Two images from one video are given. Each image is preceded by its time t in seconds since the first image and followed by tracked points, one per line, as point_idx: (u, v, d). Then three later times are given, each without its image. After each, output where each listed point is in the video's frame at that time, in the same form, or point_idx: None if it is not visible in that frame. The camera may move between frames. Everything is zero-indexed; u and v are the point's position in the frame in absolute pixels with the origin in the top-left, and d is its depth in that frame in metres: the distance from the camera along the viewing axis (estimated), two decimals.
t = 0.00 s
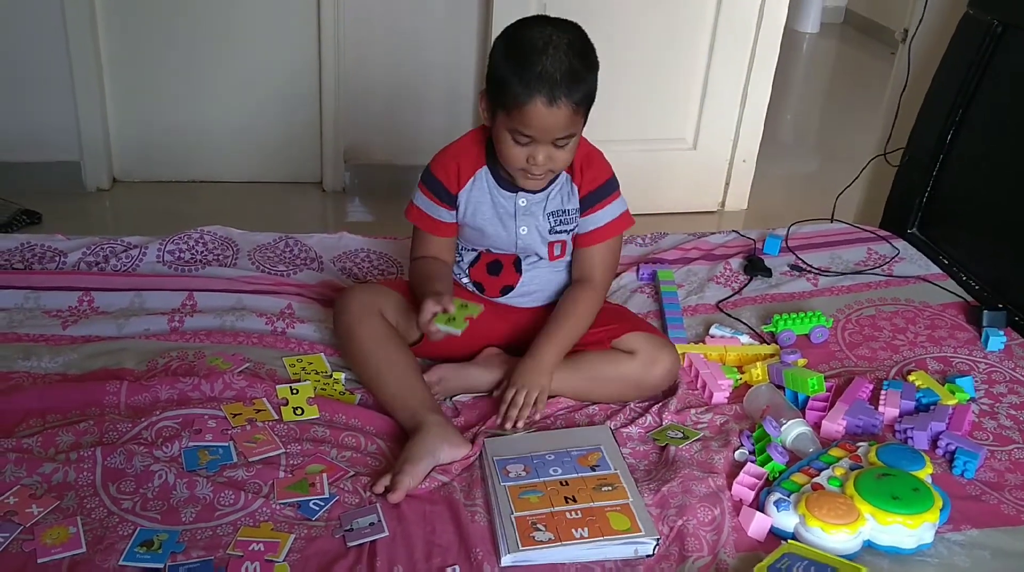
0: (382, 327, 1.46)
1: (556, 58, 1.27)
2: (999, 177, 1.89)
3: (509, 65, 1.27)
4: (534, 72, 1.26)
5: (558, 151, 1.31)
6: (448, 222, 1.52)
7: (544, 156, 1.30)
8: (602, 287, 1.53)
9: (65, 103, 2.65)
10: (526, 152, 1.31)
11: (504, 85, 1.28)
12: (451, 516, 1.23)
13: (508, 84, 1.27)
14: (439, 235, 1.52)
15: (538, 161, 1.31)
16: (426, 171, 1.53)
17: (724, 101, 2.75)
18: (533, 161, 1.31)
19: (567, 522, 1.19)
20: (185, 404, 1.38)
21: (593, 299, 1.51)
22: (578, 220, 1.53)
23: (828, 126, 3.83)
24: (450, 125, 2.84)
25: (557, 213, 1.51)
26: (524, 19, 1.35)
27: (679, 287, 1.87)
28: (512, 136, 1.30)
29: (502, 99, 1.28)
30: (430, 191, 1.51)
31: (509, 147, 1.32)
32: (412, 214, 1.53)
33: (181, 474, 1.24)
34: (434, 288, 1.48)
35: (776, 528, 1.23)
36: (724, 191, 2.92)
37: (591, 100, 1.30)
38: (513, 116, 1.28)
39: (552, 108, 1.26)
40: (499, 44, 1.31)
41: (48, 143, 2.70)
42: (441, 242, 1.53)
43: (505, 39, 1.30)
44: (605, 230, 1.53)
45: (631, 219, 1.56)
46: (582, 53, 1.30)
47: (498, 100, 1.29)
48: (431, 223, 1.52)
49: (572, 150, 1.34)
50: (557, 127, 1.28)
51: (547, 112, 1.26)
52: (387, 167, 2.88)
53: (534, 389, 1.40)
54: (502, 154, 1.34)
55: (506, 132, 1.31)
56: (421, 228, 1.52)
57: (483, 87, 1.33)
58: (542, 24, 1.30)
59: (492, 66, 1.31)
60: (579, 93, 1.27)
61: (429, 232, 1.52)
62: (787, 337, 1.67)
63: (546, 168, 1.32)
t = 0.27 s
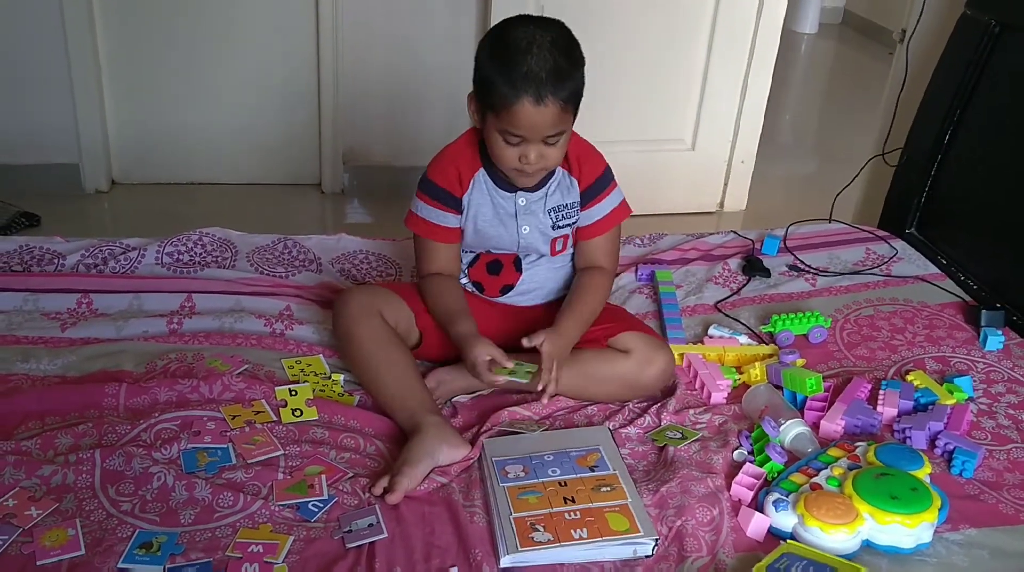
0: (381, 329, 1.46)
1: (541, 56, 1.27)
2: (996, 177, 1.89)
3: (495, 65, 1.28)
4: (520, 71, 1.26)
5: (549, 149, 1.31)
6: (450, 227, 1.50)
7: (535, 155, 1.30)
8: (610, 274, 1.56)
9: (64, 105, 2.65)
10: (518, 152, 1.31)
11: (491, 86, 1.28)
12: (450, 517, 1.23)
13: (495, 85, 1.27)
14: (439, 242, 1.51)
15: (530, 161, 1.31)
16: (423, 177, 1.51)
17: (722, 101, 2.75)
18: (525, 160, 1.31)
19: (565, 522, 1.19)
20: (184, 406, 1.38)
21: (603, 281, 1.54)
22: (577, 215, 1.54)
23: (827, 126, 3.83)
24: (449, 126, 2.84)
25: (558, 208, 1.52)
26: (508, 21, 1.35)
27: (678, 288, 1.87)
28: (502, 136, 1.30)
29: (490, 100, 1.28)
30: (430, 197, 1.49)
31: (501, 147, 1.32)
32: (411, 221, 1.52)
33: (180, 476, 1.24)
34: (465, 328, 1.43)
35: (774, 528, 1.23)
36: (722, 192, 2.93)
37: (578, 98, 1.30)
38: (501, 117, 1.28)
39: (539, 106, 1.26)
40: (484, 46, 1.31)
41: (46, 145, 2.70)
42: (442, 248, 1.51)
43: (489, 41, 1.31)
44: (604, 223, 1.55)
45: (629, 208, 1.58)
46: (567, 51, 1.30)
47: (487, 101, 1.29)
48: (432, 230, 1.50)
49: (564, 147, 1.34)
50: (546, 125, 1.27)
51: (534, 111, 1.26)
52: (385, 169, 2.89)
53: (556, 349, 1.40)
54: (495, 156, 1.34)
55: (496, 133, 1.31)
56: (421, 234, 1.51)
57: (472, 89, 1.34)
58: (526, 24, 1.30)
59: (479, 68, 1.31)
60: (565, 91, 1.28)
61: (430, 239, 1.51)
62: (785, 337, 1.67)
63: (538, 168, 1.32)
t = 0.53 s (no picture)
0: (381, 329, 1.46)
1: (543, 57, 1.27)
2: (993, 177, 1.90)
3: (497, 66, 1.28)
4: (521, 72, 1.26)
5: (550, 150, 1.31)
6: (452, 227, 1.50)
7: (536, 155, 1.30)
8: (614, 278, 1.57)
9: (61, 107, 2.65)
10: (519, 152, 1.31)
11: (492, 86, 1.28)
12: (448, 518, 1.23)
13: (497, 86, 1.28)
14: (440, 241, 1.51)
15: (531, 161, 1.31)
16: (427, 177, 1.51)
17: (720, 102, 2.75)
18: (526, 160, 1.31)
19: (563, 523, 1.19)
20: (182, 408, 1.38)
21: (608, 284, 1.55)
22: (582, 220, 1.54)
23: (824, 127, 3.83)
24: (447, 128, 2.84)
25: (562, 212, 1.52)
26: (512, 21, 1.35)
27: (676, 288, 1.87)
28: (504, 137, 1.30)
29: (492, 100, 1.29)
30: (433, 197, 1.49)
31: (502, 148, 1.32)
32: (414, 221, 1.52)
33: (178, 478, 1.24)
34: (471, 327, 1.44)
35: (772, 528, 1.23)
36: (720, 192, 2.93)
37: (580, 98, 1.30)
38: (503, 117, 1.28)
39: (541, 107, 1.26)
40: (487, 47, 1.32)
41: (44, 148, 2.70)
42: (444, 248, 1.51)
43: (492, 42, 1.31)
44: (608, 230, 1.56)
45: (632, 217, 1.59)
46: (569, 51, 1.30)
47: (488, 101, 1.30)
48: (434, 229, 1.50)
49: (566, 148, 1.34)
50: (547, 125, 1.28)
51: (535, 112, 1.26)
52: (383, 170, 2.89)
53: (580, 344, 1.42)
54: (497, 156, 1.35)
55: (498, 133, 1.31)
56: (423, 234, 1.51)
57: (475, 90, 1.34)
58: (528, 24, 1.30)
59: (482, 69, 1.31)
60: (567, 92, 1.28)
61: (431, 238, 1.51)
62: (783, 337, 1.67)
63: (540, 168, 1.32)
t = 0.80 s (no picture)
0: (380, 328, 1.46)
1: (560, 53, 1.27)
2: (991, 175, 1.90)
3: (514, 64, 1.28)
4: (540, 68, 1.26)
5: (569, 145, 1.31)
6: (463, 231, 1.47)
7: (556, 151, 1.30)
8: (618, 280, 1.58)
9: (60, 107, 2.65)
10: (539, 150, 1.31)
11: (511, 84, 1.28)
12: (447, 517, 1.23)
13: (515, 84, 1.27)
14: (451, 247, 1.48)
15: (551, 157, 1.31)
16: (435, 181, 1.49)
17: (719, 100, 2.75)
18: (546, 157, 1.31)
19: (561, 521, 1.20)
20: (180, 407, 1.38)
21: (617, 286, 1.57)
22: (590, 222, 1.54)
23: (823, 125, 3.83)
24: (445, 127, 2.84)
25: (571, 213, 1.51)
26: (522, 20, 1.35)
27: (674, 287, 1.87)
28: (523, 135, 1.30)
29: (511, 98, 1.28)
30: (444, 201, 1.47)
31: (521, 146, 1.32)
32: (424, 226, 1.49)
33: (176, 477, 1.24)
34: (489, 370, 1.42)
35: (770, 526, 1.23)
36: (719, 191, 2.93)
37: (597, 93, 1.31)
38: (523, 115, 1.28)
39: (562, 103, 1.26)
40: (501, 46, 1.31)
41: (42, 148, 2.70)
42: (454, 256, 1.48)
43: (506, 40, 1.31)
44: (615, 233, 1.56)
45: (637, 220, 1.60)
46: (584, 46, 1.30)
47: (507, 99, 1.29)
48: (443, 233, 1.47)
49: (582, 143, 1.35)
50: (569, 121, 1.28)
51: (557, 108, 1.26)
52: (382, 170, 2.89)
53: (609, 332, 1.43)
54: (514, 154, 1.34)
55: (517, 131, 1.31)
56: (433, 239, 1.48)
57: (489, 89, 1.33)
58: (542, 21, 1.30)
59: (497, 68, 1.30)
60: (585, 86, 1.28)
61: (441, 243, 1.48)
62: (781, 335, 1.67)
63: (559, 164, 1.33)
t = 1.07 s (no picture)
0: (381, 324, 1.46)
1: (564, 58, 1.27)
2: (990, 172, 1.90)
3: (517, 68, 1.28)
4: (542, 73, 1.26)
5: (571, 150, 1.31)
6: (471, 229, 1.47)
7: (558, 156, 1.30)
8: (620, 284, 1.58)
9: (58, 107, 2.64)
10: (540, 153, 1.31)
11: (514, 88, 1.28)
12: (445, 516, 1.23)
13: (517, 88, 1.27)
14: (457, 243, 1.48)
15: (552, 162, 1.31)
16: (444, 178, 1.48)
17: (717, 99, 2.75)
18: (547, 160, 1.31)
19: (559, 520, 1.20)
20: (178, 407, 1.38)
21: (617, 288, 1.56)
22: (596, 222, 1.54)
23: (821, 124, 3.83)
24: (443, 126, 2.84)
25: (578, 214, 1.51)
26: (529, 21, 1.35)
27: (672, 285, 1.87)
28: (525, 138, 1.30)
29: (513, 101, 1.28)
30: (454, 198, 1.46)
31: (523, 148, 1.32)
32: (433, 222, 1.49)
33: (175, 476, 1.24)
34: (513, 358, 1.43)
35: (769, 524, 1.23)
36: (717, 190, 2.93)
37: (601, 98, 1.30)
38: (525, 119, 1.28)
39: (563, 108, 1.26)
40: (506, 48, 1.31)
41: (40, 148, 2.70)
42: (462, 251, 1.48)
43: (511, 42, 1.31)
44: (619, 235, 1.56)
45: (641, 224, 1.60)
46: (589, 50, 1.30)
47: (510, 102, 1.29)
48: (449, 230, 1.47)
49: (586, 147, 1.34)
50: (570, 126, 1.27)
51: (558, 113, 1.26)
52: (380, 169, 2.88)
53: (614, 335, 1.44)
54: (517, 157, 1.35)
55: (519, 134, 1.31)
56: (440, 235, 1.48)
57: (494, 91, 1.34)
58: (547, 24, 1.30)
59: (501, 71, 1.31)
60: (588, 92, 1.27)
61: (447, 239, 1.48)
62: (779, 334, 1.67)
63: (561, 168, 1.32)
